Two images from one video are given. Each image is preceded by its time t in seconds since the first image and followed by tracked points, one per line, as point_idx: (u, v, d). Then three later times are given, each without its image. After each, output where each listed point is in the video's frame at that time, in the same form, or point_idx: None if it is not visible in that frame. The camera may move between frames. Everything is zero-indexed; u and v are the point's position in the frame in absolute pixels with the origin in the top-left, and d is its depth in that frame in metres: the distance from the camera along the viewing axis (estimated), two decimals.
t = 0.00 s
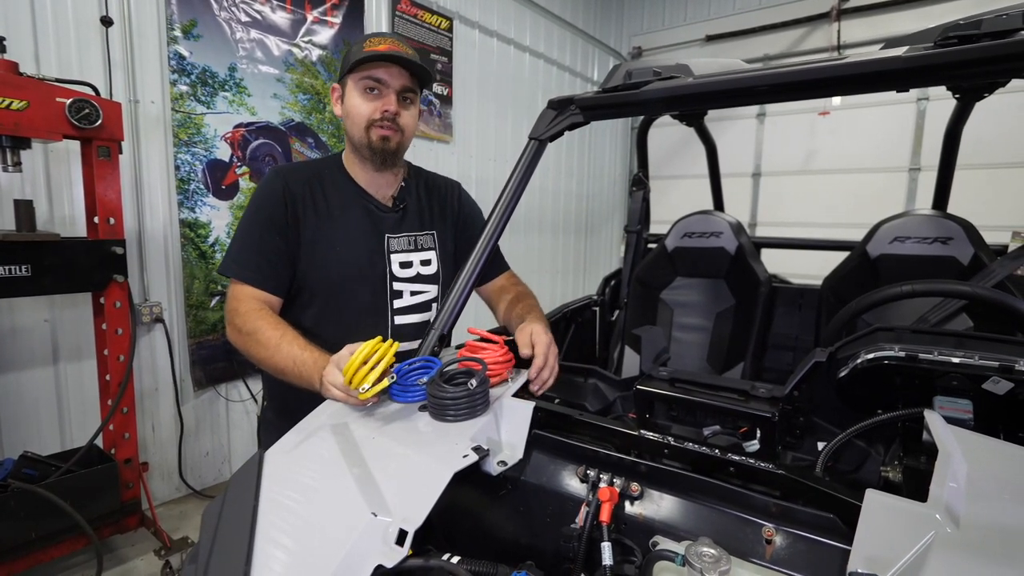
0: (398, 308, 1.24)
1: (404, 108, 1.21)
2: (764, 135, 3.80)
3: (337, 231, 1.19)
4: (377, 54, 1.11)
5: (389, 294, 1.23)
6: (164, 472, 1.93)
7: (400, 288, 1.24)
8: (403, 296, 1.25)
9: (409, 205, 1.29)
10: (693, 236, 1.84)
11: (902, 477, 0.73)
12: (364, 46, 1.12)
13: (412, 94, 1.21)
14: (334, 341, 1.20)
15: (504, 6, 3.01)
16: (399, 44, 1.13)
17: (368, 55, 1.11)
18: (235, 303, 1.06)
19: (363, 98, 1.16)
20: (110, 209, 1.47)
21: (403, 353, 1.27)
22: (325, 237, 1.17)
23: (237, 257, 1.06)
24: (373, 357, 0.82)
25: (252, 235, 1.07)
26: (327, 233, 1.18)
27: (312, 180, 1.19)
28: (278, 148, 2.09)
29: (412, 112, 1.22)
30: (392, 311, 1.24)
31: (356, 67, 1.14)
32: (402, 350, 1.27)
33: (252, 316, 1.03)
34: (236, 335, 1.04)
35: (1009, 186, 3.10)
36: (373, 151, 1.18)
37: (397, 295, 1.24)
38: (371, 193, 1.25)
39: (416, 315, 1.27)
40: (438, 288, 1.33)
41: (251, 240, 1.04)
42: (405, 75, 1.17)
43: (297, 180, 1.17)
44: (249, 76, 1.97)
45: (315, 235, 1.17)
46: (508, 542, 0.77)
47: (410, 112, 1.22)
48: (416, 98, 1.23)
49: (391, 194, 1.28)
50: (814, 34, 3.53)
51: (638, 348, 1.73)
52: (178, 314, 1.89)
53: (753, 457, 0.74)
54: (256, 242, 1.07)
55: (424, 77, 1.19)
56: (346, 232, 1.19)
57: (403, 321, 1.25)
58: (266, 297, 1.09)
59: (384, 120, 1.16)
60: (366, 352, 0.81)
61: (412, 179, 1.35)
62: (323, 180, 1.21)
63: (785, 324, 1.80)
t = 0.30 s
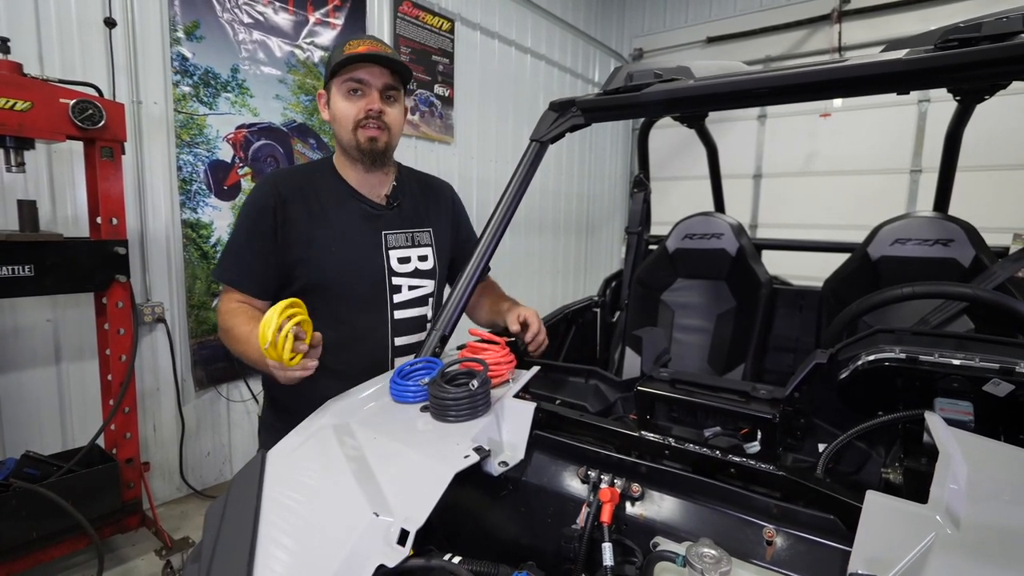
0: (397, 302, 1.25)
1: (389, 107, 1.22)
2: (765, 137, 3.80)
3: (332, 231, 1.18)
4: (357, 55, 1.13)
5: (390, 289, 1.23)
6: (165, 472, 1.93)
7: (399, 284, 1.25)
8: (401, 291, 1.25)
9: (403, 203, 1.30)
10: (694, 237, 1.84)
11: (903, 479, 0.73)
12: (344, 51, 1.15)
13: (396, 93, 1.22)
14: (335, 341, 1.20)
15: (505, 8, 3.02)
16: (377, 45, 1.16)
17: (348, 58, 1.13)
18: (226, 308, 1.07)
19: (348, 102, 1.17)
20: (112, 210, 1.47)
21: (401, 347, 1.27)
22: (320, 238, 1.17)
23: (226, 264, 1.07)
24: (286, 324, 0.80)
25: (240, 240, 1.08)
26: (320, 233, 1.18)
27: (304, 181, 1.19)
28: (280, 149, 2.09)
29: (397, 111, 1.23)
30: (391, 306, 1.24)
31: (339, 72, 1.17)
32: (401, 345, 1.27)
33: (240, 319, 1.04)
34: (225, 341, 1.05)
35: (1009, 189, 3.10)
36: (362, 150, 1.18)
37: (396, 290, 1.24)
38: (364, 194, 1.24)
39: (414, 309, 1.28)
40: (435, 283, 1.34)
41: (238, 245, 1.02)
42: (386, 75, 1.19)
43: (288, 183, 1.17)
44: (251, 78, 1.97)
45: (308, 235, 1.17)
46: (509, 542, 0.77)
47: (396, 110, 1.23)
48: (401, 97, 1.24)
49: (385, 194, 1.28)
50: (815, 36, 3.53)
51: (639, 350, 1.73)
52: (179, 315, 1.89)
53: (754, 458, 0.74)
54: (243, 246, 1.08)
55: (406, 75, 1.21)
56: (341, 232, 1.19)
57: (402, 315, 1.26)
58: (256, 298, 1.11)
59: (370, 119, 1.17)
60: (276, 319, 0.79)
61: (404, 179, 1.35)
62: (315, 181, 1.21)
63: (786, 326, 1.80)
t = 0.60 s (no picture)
0: (390, 301, 1.25)
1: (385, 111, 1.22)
2: (768, 138, 3.80)
3: (327, 231, 1.19)
4: (353, 60, 1.12)
5: (384, 288, 1.24)
6: (169, 473, 1.94)
7: (394, 282, 1.25)
8: (396, 289, 1.26)
9: (398, 205, 1.30)
10: (696, 238, 1.84)
11: (905, 480, 0.72)
12: (340, 55, 1.14)
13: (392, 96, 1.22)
14: (338, 342, 1.20)
15: (507, 9, 3.03)
16: (373, 49, 1.15)
17: (344, 62, 1.13)
18: (219, 304, 1.09)
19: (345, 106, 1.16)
20: (116, 212, 1.48)
21: (398, 344, 1.27)
22: (316, 239, 1.18)
23: (219, 264, 1.09)
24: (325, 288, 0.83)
25: (234, 241, 1.10)
26: (317, 234, 1.18)
27: (300, 181, 1.19)
28: (283, 151, 2.10)
29: (393, 114, 1.23)
30: (386, 303, 1.24)
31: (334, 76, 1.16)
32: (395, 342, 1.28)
33: (236, 308, 1.07)
34: (222, 331, 1.08)
35: (1011, 190, 3.10)
36: (358, 154, 1.18)
37: (391, 288, 1.25)
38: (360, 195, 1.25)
39: (407, 307, 1.29)
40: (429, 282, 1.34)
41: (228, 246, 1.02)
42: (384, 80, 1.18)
43: (284, 183, 1.17)
44: (255, 79, 1.98)
45: (304, 235, 1.17)
46: (512, 543, 0.77)
47: (391, 114, 1.23)
48: (396, 100, 1.24)
49: (380, 195, 1.28)
50: (817, 37, 3.53)
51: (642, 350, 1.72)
52: (183, 315, 1.90)
53: (755, 459, 0.75)
54: (236, 247, 1.10)
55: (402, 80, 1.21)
56: (336, 233, 1.19)
57: (397, 313, 1.27)
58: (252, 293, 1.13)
59: (366, 123, 1.17)
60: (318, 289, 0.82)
61: (398, 180, 1.35)
62: (312, 181, 1.21)
63: (788, 327, 1.80)
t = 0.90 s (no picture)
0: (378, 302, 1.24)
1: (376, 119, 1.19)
2: (769, 138, 3.79)
3: (313, 231, 1.18)
4: (346, 70, 1.10)
5: (370, 289, 1.23)
6: (170, 474, 1.94)
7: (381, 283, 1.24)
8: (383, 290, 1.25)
9: (385, 204, 1.29)
10: (698, 239, 1.84)
11: (907, 481, 0.72)
12: (332, 63, 1.11)
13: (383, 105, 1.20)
14: (339, 344, 1.20)
15: (508, 10, 3.03)
16: (366, 58, 1.13)
17: (338, 72, 1.10)
18: (228, 308, 1.08)
19: (334, 114, 1.14)
20: (118, 213, 1.48)
21: (387, 344, 1.27)
22: (306, 240, 1.17)
23: (207, 262, 1.09)
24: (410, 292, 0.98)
25: (220, 240, 1.09)
26: (304, 235, 1.18)
27: (288, 181, 1.19)
28: (284, 153, 2.10)
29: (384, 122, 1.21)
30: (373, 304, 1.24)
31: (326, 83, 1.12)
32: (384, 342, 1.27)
33: (250, 309, 1.07)
34: (234, 333, 1.08)
35: (1012, 189, 3.10)
36: (350, 163, 1.17)
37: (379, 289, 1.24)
38: (348, 197, 1.24)
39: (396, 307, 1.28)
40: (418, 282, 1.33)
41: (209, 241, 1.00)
42: (376, 89, 1.14)
43: (274, 183, 1.17)
44: (255, 81, 1.99)
45: (291, 236, 1.17)
46: (514, 545, 0.77)
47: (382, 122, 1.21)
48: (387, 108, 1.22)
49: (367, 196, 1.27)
50: (818, 38, 3.53)
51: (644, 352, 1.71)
52: (184, 317, 1.90)
53: (757, 459, 0.75)
54: (221, 244, 1.09)
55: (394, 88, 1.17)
56: (326, 234, 1.19)
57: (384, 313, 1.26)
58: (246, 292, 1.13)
59: (359, 133, 1.15)
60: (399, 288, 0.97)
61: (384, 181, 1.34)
62: (299, 183, 1.20)
63: (790, 327, 1.80)
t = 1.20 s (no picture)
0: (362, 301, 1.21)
1: (347, 114, 1.14)
2: (769, 137, 3.79)
3: (291, 232, 1.14)
4: (312, 67, 1.05)
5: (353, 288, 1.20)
6: (170, 476, 1.94)
7: (363, 282, 1.21)
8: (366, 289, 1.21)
9: (363, 200, 1.26)
10: (698, 239, 1.84)
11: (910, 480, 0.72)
12: (297, 59, 1.06)
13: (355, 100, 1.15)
14: (339, 345, 1.20)
15: (507, 11, 3.03)
16: (332, 52, 1.08)
17: (303, 69, 1.05)
18: (198, 318, 1.05)
19: (303, 112, 1.10)
20: (118, 214, 1.48)
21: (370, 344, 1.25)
22: (292, 239, 1.14)
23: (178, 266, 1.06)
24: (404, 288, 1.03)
25: (190, 246, 1.06)
26: (279, 238, 1.14)
27: (262, 182, 1.15)
28: (284, 153, 2.10)
29: (357, 118, 1.17)
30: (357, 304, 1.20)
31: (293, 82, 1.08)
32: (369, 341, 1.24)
33: (222, 318, 1.05)
34: (208, 342, 1.06)
35: (1011, 188, 3.10)
36: (323, 163, 1.14)
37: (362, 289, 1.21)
38: (325, 196, 1.20)
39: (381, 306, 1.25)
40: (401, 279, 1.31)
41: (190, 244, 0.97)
42: (345, 83, 1.10)
43: (246, 185, 1.13)
44: (255, 82, 1.98)
45: (265, 239, 1.13)
46: (516, 546, 0.77)
47: (356, 118, 1.16)
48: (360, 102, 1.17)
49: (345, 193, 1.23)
50: (818, 37, 3.53)
51: (644, 352, 1.71)
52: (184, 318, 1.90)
53: (758, 459, 0.75)
54: (192, 249, 1.06)
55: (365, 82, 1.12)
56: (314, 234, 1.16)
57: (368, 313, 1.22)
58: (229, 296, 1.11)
59: (331, 132, 1.11)
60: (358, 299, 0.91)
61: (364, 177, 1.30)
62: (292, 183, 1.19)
63: (790, 327, 1.80)
